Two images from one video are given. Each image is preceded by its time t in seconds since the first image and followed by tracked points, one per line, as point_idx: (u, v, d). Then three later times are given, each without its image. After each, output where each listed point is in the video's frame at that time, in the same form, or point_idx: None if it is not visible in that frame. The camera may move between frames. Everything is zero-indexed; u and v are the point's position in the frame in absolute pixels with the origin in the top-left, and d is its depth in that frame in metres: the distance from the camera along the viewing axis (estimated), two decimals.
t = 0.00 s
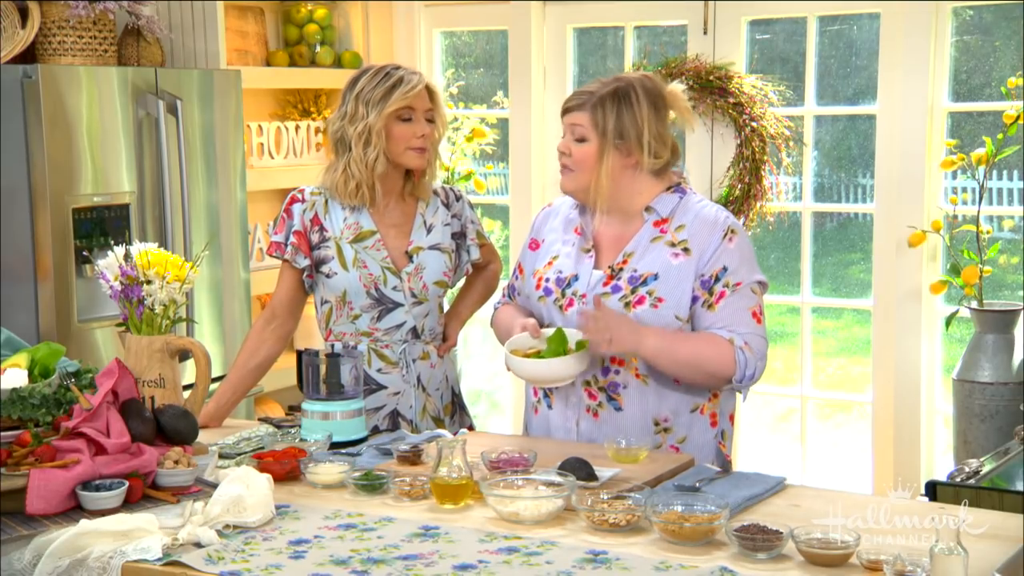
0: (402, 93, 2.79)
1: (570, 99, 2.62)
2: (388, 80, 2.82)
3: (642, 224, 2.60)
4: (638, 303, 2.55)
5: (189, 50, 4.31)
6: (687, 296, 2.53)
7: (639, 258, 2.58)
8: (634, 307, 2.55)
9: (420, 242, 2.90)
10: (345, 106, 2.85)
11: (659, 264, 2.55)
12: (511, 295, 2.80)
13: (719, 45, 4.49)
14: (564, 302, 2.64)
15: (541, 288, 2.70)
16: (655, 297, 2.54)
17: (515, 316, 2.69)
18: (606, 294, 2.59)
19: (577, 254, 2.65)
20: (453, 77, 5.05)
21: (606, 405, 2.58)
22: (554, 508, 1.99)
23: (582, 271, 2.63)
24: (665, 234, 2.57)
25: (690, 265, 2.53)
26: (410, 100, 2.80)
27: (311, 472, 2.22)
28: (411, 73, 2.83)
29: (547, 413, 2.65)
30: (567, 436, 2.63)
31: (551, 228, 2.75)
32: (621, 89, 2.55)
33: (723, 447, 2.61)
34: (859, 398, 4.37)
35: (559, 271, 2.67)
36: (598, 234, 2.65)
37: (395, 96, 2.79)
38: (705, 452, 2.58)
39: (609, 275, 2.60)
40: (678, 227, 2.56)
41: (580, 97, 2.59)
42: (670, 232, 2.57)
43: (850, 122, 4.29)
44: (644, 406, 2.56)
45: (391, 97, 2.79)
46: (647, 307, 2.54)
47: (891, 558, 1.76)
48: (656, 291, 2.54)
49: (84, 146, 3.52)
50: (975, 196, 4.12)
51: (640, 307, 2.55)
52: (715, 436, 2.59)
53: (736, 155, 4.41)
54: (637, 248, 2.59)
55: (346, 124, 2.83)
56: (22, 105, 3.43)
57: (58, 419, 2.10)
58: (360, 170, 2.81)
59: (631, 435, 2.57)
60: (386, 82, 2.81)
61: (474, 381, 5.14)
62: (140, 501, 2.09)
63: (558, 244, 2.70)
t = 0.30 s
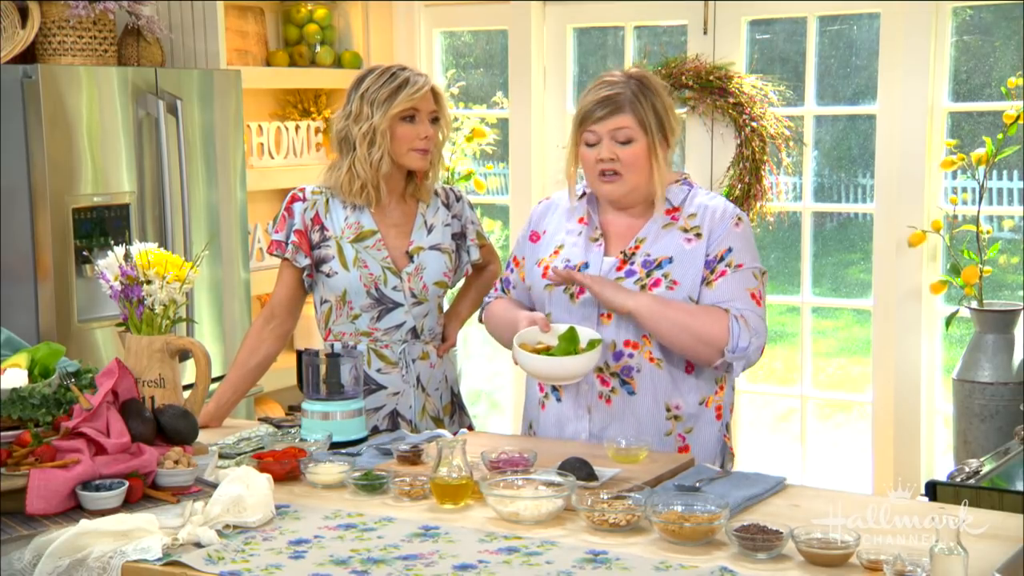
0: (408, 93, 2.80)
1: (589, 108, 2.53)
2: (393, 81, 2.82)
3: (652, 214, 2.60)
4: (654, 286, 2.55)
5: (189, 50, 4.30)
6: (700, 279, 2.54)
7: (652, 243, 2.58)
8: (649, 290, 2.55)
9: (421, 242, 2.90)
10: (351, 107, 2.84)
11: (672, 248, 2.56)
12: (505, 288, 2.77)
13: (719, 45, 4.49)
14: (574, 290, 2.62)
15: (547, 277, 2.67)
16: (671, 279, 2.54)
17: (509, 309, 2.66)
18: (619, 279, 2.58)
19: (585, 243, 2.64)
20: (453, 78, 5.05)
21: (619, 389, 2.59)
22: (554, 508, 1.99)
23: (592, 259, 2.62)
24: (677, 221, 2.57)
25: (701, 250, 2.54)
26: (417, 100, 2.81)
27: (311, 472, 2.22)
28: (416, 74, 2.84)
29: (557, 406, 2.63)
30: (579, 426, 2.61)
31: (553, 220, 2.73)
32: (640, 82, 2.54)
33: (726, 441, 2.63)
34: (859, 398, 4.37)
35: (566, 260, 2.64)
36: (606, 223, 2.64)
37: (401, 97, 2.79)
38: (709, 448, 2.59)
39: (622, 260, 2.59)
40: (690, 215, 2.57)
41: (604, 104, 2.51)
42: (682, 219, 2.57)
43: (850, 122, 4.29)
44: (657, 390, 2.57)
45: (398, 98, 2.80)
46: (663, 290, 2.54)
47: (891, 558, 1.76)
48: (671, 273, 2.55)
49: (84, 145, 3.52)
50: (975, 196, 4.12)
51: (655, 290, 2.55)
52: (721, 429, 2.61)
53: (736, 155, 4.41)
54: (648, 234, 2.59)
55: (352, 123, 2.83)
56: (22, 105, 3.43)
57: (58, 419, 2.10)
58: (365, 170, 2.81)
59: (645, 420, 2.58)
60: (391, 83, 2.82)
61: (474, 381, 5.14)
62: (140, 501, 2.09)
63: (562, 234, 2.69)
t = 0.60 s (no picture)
0: (409, 95, 2.80)
1: (588, 115, 2.48)
2: (394, 83, 2.82)
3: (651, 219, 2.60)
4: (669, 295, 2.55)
5: (189, 50, 4.30)
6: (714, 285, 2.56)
7: (658, 251, 2.57)
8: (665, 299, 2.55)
9: (421, 242, 2.90)
10: (352, 108, 2.85)
11: (680, 256, 2.56)
12: (491, 298, 2.73)
13: (719, 45, 4.49)
14: (582, 301, 2.59)
15: (549, 288, 2.62)
16: (684, 288, 2.55)
17: (503, 322, 2.64)
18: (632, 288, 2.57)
19: (585, 252, 2.60)
20: (454, 78, 5.05)
21: (634, 399, 2.58)
22: (554, 508, 1.99)
23: (597, 269, 2.59)
24: (680, 227, 2.58)
25: (711, 256, 2.56)
26: (417, 103, 2.81)
27: (311, 472, 2.22)
28: (418, 76, 2.84)
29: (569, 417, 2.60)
30: (594, 435, 2.59)
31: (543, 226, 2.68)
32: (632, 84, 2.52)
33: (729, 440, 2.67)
34: (859, 397, 4.37)
35: (568, 270, 2.61)
36: (602, 231, 2.62)
37: (402, 99, 2.79)
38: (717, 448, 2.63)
39: (631, 270, 2.58)
40: (691, 220, 2.57)
41: (605, 111, 2.47)
42: (685, 224, 2.57)
43: (850, 122, 4.29)
44: (671, 398, 2.56)
45: (398, 100, 2.80)
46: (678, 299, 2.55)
47: (891, 558, 1.76)
48: (684, 282, 2.55)
49: (84, 145, 3.52)
50: (975, 195, 4.12)
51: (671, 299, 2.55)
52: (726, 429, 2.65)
53: (736, 154, 4.41)
54: (653, 241, 2.58)
55: (353, 124, 2.84)
56: (22, 105, 3.43)
57: (59, 419, 2.10)
58: (365, 171, 2.81)
59: (660, 427, 2.57)
60: (393, 85, 2.82)
61: (474, 381, 5.14)
62: (140, 501, 2.09)
63: (556, 244, 2.63)
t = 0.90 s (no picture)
0: (409, 105, 2.79)
1: (609, 113, 2.48)
2: (395, 90, 2.81)
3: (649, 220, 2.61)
4: (679, 293, 2.55)
5: (189, 50, 4.30)
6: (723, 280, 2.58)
7: (662, 250, 2.57)
8: (676, 297, 2.55)
9: (421, 241, 2.89)
10: (352, 112, 2.84)
11: (685, 254, 2.57)
12: (478, 303, 2.70)
13: (719, 45, 4.49)
14: (590, 304, 2.57)
15: (556, 293, 2.60)
16: (694, 284, 2.56)
17: (491, 325, 2.62)
18: (641, 289, 2.56)
19: (587, 255, 2.59)
20: (454, 78, 5.05)
21: (645, 399, 2.57)
22: (554, 508, 1.99)
23: (603, 271, 2.57)
24: (681, 224, 2.59)
25: (716, 252, 2.58)
26: (416, 112, 2.80)
27: (311, 472, 2.22)
28: (419, 82, 2.83)
29: (579, 422, 2.60)
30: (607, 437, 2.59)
31: (536, 231, 2.65)
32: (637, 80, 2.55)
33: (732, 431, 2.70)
34: (859, 397, 4.37)
35: (573, 274, 2.59)
36: (602, 233, 2.61)
37: (400, 109, 2.78)
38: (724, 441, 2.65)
39: (639, 270, 2.57)
40: (691, 217, 2.60)
41: (626, 107, 2.48)
42: (685, 221, 2.60)
43: (850, 122, 4.29)
44: (681, 396, 2.57)
45: (397, 109, 2.78)
46: (688, 296, 2.55)
47: (891, 557, 1.76)
48: (692, 278, 2.56)
49: (85, 145, 3.52)
50: (975, 195, 4.12)
51: (682, 297, 2.55)
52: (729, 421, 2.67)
53: (736, 154, 4.41)
54: (656, 240, 2.58)
55: (350, 131, 2.83)
56: (22, 105, 3.43)
57: (59, 419, 2.10)
58: (361, 178, 2.82)
59: (672, 428, 2.57)
60: (393, 92, 2.80)
61: (474, 381, 5.14)
62: (140, 501, 2.09)
63: (553, 248, 2.62)
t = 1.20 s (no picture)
0: (406, 117, 2.78)
1: (628, 111, 2.49)
2: (393, 98, 2.79)
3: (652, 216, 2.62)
4: (685, 287, 2.57)
5: (189, 50, 4.30)
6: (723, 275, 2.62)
7: (666, 245, 2.59)
8: (682, 291, 2.57)
9: (421, 242, 2.89)
10: (351, 120, 2.83)
11: (688, 249, 2.59)
12: (474, 302, 2.67)
13: (719, 45, 4.49)
14: (597, 299, 2.57)
15: (562, 288, 2.59)
16: (698, 279, 2.58)
17: (492, 325, 2.57)
18: (649, 283, 2.57)
19: (591, 251, 2.59)
20: (454, 77, 5.05)
21: (656, 393, 2.57)
22: (554, 508, 1.99)
23: (609, 265, 2.58)
24: (682, 220, 2.61)
25: (715, 247, 2.61)
26: (414, 123, 2.79)
27: (311, 472, 2.22)
28: (417, 88, 2.82)
29: (590, 418, 2.58)
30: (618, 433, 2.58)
31: (536, 230, 2.64)
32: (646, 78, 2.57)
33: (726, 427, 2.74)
34: (859, 397, 4.37)
35: (579, 269, 2.59)
36: (607, 229, 2.61)
37: (398, 119, 2.77)
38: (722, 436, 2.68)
39: (645, 264, 2.58)
40: (691, 213, 2.62)
41: (645, 104, 2.50)
42: (685, 217, 2.61)
43: (850, 122, 4.29)
44: (689, 389, 2.59)
45: (395, 120, 2.78)
46: (694, 290, 2.58)
47: (891, 557, 1.76)
48: (696, 273, 2.58)
49: (85, 145, 3.52)
50: (975, 195, 4.12)
51: (688, 291, 2.57)
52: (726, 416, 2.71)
53: (736, 154, 4.41)
54: (659, 235, 2.59)
55: (348, 140, 2.82)
56: (22, 105, 3.43)
57: (59, 418, 2.10)
58: (361, 186, 2.82)
59: (679, 421, 2.59)
60: (391, 100, 2.79)
61: (474, 381, 5.13)
62: (140, 501, 2.09)
63: (556, 244, 2.62)
